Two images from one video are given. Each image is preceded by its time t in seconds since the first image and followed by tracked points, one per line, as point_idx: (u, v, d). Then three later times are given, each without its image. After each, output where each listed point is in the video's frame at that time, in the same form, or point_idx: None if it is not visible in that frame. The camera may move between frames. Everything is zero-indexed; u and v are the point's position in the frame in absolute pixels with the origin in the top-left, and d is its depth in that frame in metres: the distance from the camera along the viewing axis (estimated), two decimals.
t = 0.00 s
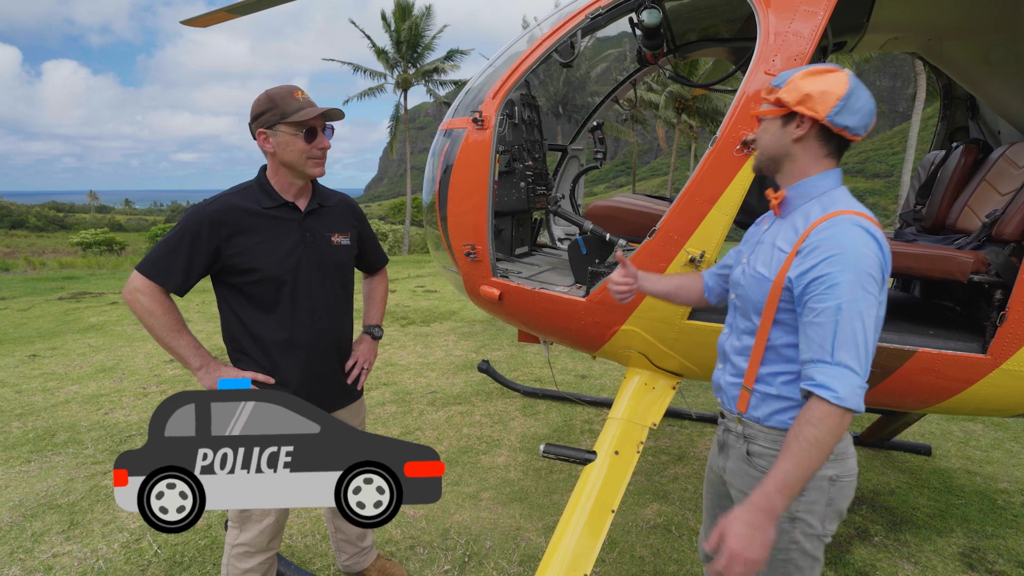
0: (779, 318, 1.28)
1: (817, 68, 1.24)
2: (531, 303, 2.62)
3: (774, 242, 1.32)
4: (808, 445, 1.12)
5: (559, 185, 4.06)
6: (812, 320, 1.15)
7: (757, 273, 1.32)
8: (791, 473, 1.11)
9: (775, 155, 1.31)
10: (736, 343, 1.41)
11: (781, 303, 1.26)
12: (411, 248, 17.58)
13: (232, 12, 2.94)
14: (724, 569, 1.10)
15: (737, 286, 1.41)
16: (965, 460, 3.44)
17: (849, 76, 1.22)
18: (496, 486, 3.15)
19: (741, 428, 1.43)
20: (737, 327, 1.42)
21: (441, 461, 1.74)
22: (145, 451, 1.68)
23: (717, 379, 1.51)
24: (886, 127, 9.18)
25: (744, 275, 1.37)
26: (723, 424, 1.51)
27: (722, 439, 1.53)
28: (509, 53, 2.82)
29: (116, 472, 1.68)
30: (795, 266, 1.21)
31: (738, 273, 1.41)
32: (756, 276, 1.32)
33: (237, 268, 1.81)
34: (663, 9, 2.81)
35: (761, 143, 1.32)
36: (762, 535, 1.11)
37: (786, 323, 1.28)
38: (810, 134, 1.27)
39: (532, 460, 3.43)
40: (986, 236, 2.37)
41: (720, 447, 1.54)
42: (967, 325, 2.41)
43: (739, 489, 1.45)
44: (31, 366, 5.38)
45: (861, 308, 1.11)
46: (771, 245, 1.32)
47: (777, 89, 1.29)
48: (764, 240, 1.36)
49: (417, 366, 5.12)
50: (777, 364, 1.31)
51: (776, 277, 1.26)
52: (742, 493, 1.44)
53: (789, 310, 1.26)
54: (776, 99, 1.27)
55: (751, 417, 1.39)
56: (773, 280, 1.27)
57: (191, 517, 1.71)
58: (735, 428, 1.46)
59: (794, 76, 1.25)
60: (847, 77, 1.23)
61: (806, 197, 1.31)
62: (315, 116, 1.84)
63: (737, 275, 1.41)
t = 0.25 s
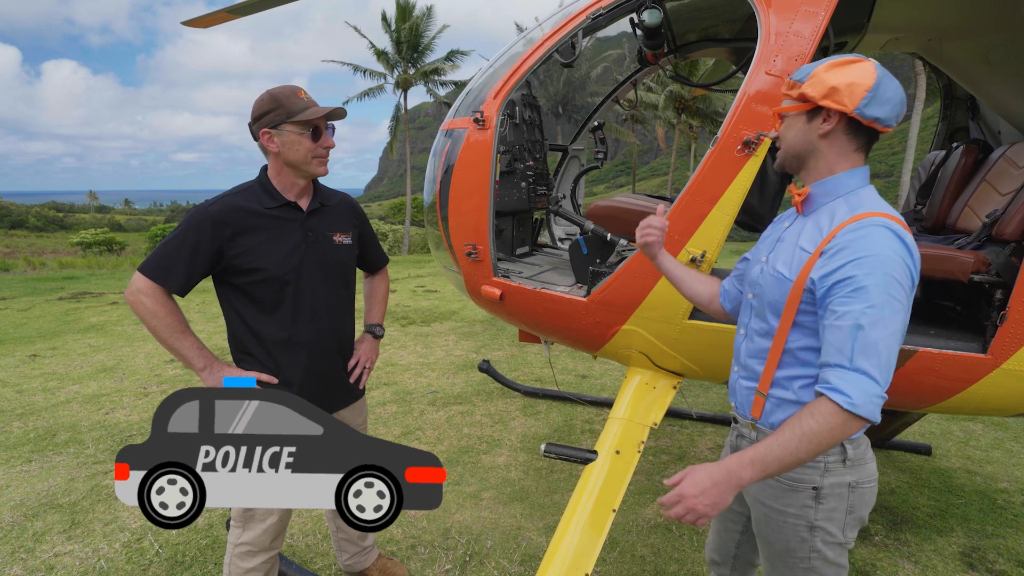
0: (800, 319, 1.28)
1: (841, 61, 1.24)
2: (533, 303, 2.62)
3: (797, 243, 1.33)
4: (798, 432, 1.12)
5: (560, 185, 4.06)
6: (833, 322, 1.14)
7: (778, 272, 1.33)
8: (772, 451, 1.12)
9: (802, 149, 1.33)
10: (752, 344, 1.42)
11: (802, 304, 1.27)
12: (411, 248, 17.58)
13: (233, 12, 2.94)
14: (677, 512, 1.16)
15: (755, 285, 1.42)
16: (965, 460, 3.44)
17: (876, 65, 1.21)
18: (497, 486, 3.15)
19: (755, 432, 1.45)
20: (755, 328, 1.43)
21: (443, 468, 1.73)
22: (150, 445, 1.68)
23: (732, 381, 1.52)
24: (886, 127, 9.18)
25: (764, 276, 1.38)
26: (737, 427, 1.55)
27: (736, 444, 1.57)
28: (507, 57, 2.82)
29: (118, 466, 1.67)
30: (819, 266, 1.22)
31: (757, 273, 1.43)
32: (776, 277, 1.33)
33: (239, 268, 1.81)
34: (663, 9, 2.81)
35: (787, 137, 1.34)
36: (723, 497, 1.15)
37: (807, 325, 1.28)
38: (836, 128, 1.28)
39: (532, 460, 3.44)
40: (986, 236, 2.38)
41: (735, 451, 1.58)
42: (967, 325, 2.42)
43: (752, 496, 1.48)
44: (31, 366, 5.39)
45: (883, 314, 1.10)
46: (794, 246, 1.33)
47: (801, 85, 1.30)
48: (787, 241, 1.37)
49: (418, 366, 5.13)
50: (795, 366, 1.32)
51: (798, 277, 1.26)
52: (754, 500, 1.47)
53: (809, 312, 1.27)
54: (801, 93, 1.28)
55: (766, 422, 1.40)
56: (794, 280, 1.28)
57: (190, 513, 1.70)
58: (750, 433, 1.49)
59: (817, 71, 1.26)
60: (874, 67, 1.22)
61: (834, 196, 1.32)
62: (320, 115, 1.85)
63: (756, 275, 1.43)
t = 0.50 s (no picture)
0: (804, 322, 1.28)
1: (837, 61, 1.24)
2: (533, 303, 2.62)
3: (801, 245, 1.32)
4: (818, 452, 1.11)
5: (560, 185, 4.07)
6: (839, 328, 1.14)
7: (782, 274, 1.33)
8: (796, 476, 1.11)
9: (803, 150, 1.33)
10: (757, 344, 1.42)
11: (806, 307, 1.27)
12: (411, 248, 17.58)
13: (233, 12, 2.94)
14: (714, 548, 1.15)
15: (760, 285, 1.42)
16: (965, 460, 3.45)
17: (875, 63, 1.20)
18: (497, 486, 3.15)
19: (758, 433, 1.45)
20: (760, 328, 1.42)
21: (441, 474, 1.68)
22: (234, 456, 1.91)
23: (735, 379, 1.52)
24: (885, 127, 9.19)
25: (769, 276, 1.37)
26: (739, 428, 1.54)
27: (737, 445, 1.56)
28: (508, 55, 2.83)
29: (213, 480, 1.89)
30: (823, 268, 1.21)
31: (763, 273, 1.42)
32: (782, 278, 1.32)
33: (240, 268, 1.81)
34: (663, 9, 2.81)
35: (788, 139, 1.35)
36: (750, 528, 1.13)
37: (811, 327, 1.27)
38: (836, 129, 1.27)
39: (532, 460, 3.44)
40: (986, 236, 2.38)
41: (736, 452, 1.57)
42: (967, 325, 2.42)
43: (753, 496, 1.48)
44: (31, 366, 5.39)
45: (891, 320, 1.10)
46: (799, 247, 1.32)
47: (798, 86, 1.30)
48: (792, 241, 1.37)
49: (418, 366, 5.13)
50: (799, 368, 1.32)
51: (802, 280, 1.26)
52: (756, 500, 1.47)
53: (814, 315, 1.26)
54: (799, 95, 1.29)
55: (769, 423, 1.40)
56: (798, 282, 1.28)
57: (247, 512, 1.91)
58: (752, 433, 1.48)
59: (813, 71, 1.26)
60: (872, 66, 1.21)
61: (839, 196, 1.31)
62: (318, 115, 1.86)
63: (761, 274, 1.42)
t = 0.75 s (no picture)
0: (793, 326, 1.29)
1: (793, 74, 1.25)
2: (533, 303, 2.62)
3: (787, 249, 1.32)
4: (852, 468, 1.15)
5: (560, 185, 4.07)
6: (829, 335, 1.16)
7: (772, 280, 1.33)
8: (847, 503, 1.16)
9: (779, 162, 1.34)
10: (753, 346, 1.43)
11: (795, 311, 1.27)
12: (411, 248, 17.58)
13: (233, 12, 2.94)
14: None
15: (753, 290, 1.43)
16: (965, 460, 3.45)
17: (825, 71, 1.21)
18: (497, 486, 3.15)
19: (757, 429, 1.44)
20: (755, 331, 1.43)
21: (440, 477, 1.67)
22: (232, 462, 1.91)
23: (733, 379, 1.52)
24: (885, 127, 9.19)
25: (760, 280, 1.39)
26: (742, 423, 1.53)
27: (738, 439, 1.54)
28: (508, 55, 2.83)
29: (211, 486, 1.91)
30: (805, 275, 1.22)
31: (756, 277, 1.43)
32: (770, 283, 1.34)
33: (238, 270, 1.81)
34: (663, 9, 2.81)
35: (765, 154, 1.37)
36: (836, 561, 1.20)
37: (800, 330, 1.28)
38: (802, 138, 1.28)
39: (532, 460, 3.44)
40: (986, 236, 2.38)
41: (736, 445, 1.56)
42: (967, 324, 2.42)
43: (750, 490, 1.47)
44: (31, 366, 5.38)
45: (876, 323, 1.11)
46: (785, 252, 1.33)
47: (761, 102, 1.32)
48: (780, 246, 1.37)
49: (418, 366, 5.13)
50: (793, 370, 1.32)
51: (787, 286, 1.26)
52: (752, 494, 1.46)
53: (803, 319, 1.27)
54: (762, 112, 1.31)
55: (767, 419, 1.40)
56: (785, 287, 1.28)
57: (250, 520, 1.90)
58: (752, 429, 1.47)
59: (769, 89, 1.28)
60: (824, 71, 1.21)
61: (818, 198, 1.30)
62: (318, 114, 1.86)
63: (754, 279, 1.43)
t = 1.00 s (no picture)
0: (775, 325, 1.29)
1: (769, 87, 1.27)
2: (532, 303, 2.62)
3: (768, 252, 1.32)
4: (819, 456, 1.17)
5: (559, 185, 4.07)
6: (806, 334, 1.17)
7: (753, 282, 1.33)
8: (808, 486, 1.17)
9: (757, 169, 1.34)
10: (736, 345, 1.43)
11: (776, 312, 1.28)
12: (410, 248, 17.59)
13: (233, 12, 2.94)
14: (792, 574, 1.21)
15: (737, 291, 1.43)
16: (964, 460, 3.45)
17: (797, 83, 1.22)
18: (496, 486, 3.16)
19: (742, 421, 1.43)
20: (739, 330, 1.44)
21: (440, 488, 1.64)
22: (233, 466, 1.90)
23: (718, 376, 1.52)
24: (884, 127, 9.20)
25: (742, 282, 1.39)
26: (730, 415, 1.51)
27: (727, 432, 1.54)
28: (508, 55, 2.83)
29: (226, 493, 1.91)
30: (785, 277, 1.23)
31: (738, 279, 1.43)
32: (751, 284, 1.34)
33: (233, 273, 1.80)
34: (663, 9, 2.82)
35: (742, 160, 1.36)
36: (794, 543, 1.20)
37: (782, 329, 1.29)
38: (778, 147, 1.29)
39: (531, 460, 3.44)
40: (984, 236, 2.37)
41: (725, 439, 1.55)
42: (966, 324, 2.42)
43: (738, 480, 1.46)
44: (30, 366, 5.38)
45: (850, 323, 1.13)
46: (766, 254, 1.33)
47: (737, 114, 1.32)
48: (761, 248, 1.37)
49: (417, 366, 5.13)
50: (775, 367, 1.33)
51: (768, 287, 1.27)
52: (740, 485, 1.45)
53: (783, 318, 1.27)
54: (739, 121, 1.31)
55: (752, 412, 1.40)
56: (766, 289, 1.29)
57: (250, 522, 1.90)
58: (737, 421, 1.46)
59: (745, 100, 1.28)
60: (797, 83, 1.23)
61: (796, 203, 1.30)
62: (306, 112, 1.87)
63: (737, 280, 1.43)
